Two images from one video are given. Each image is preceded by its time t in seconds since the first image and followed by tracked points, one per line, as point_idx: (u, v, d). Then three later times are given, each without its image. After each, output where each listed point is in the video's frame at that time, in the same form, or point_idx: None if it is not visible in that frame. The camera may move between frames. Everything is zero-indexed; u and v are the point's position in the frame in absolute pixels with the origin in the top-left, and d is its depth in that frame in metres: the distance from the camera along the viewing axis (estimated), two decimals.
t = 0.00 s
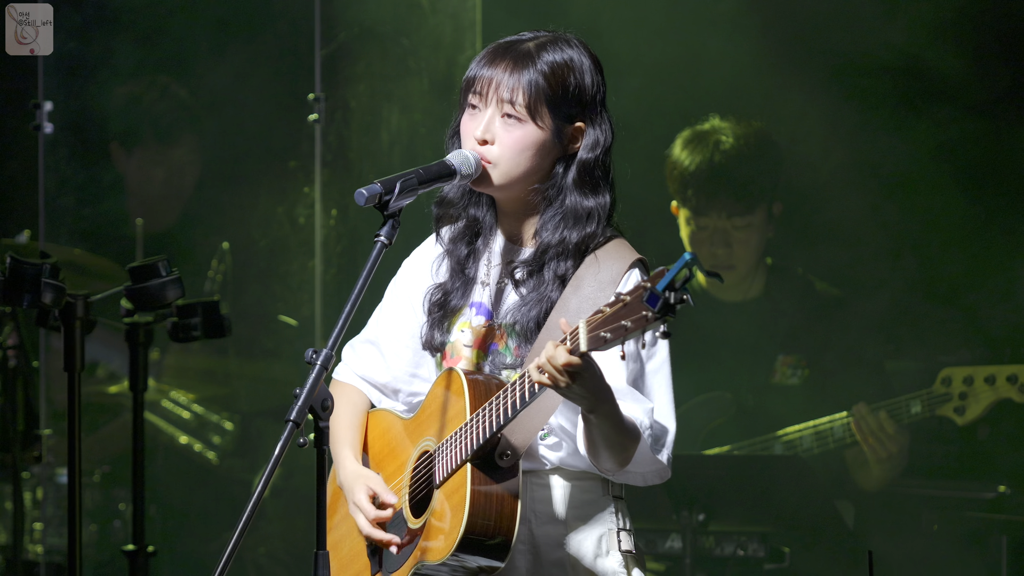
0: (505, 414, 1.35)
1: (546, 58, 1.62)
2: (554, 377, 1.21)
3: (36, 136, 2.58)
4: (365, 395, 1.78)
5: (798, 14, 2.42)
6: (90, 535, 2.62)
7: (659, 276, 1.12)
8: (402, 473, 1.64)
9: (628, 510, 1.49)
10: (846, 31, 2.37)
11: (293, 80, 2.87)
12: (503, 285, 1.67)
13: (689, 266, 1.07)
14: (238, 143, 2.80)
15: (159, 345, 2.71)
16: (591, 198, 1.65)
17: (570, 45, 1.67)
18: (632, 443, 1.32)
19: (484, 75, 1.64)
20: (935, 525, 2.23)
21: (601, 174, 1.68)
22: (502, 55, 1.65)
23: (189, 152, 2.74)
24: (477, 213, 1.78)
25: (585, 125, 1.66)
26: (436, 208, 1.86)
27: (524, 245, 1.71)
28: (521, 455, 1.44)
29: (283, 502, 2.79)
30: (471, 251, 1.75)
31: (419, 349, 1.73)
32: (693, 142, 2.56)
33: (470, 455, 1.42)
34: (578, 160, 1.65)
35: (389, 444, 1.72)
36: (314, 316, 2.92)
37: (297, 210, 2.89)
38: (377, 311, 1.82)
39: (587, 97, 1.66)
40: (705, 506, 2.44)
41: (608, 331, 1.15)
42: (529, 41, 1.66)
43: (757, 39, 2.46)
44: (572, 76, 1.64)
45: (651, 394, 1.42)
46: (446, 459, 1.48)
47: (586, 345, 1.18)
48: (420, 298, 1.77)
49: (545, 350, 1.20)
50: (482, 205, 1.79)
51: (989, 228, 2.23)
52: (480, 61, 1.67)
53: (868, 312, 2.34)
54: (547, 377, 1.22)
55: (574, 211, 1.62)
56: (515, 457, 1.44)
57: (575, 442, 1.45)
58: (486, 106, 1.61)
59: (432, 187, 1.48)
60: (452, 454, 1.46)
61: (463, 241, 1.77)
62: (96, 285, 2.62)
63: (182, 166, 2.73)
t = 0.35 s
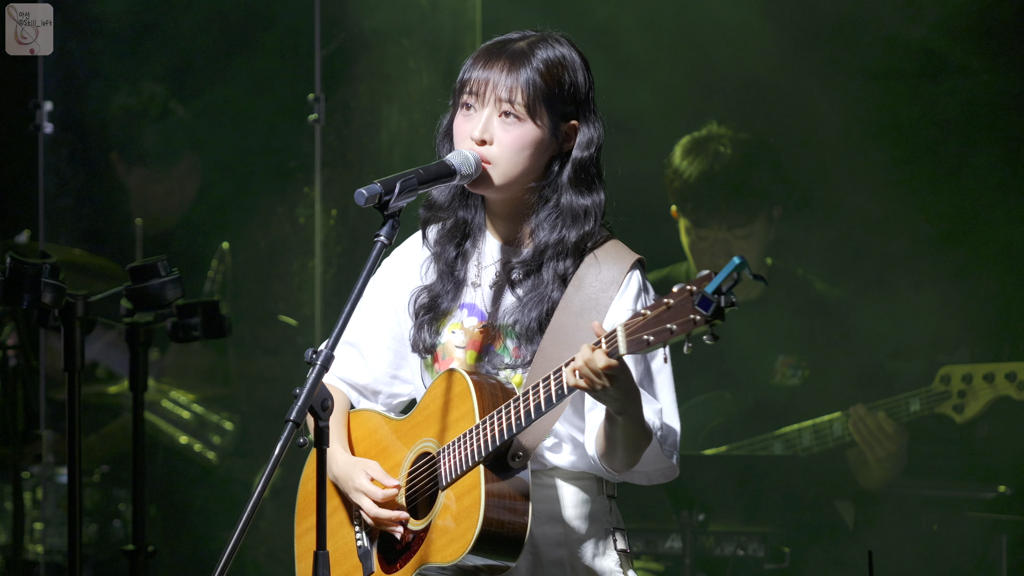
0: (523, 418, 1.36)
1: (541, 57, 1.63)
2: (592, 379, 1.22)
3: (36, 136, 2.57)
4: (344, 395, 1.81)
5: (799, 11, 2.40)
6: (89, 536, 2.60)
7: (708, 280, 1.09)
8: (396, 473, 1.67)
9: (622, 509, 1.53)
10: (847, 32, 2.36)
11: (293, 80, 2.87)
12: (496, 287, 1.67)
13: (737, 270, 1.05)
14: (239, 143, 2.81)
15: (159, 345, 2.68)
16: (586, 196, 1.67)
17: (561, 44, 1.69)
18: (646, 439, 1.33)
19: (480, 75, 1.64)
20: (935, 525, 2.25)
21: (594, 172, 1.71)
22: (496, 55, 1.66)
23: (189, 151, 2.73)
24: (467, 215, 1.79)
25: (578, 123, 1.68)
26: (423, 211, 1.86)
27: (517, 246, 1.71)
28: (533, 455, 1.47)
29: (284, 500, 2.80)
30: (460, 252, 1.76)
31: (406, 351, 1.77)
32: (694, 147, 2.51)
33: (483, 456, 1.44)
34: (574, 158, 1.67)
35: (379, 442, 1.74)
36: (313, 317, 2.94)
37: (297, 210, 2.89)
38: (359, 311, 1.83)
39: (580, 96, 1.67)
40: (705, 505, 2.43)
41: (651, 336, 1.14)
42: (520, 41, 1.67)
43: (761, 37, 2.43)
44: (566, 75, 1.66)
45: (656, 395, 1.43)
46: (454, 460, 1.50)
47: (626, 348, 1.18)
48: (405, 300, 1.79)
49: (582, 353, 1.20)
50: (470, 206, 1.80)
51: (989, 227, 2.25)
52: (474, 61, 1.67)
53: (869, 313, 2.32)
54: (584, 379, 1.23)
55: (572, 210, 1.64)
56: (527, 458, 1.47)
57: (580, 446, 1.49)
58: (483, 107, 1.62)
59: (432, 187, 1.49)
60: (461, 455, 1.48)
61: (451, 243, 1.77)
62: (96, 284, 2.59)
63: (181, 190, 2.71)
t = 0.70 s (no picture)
0: (560, 416, 1.38)
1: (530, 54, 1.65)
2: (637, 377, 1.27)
3: (36, 137, 2.68)
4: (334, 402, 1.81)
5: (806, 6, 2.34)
6: (90, 535, 2.66)
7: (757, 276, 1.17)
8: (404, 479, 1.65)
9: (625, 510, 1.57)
10: (852, 28, 2.30)
11: (292, 79, 2.80)
12: (494, 289, 1.68)
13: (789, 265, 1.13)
14: (236, 141, 2.77)
15: (160, 346, 2.70)
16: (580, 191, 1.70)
17: (546, 41, 1.70)
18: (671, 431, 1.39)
19: (470, 75, 1.65)
20: (936, 526, 2.18)
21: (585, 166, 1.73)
22: (485, 56, 1.66)
23: (185, 151, 2.73)
24: (457, 220, 1.78)
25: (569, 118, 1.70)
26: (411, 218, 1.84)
27: (514, 247, 1.71)
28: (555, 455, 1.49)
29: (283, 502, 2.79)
30: (452, 257, 1.75)
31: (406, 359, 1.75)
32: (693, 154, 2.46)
33: (509, 458, 1.46)
34: (568, 153, 1.69)
35: (374, 451, 1.72)
36: (314, 326, 2.79)
37: (296, 210, 2.79)
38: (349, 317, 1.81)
39: (570, 90, 1.69)
40: (706, 506, 2.38)
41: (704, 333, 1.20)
42: (504, 40, 1.68)
43: (761, 35, 2.39)
44: (556, 70, 1.67)
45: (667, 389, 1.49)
46: (474, 462, 1.50)
47: (672, 345, 1.24)
48: (397, 306, 1.79)
49: (627, 353, 1.25)
50: (460, 211, 1.79)
51: (996, 224, 2.17)
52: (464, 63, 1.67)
53: (880, 314, 2.24)
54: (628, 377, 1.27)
55: (569, 206, 1.67)
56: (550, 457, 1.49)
57: (593, 445, 1.54)
58: (478, 108, 1.62)
59: (432, 187, 1.49)
60: (485, 457, 1.49)
61: (442, 248, 1.76)
62: (96, 286, 2.66)
63: (177, 171, 2.73)
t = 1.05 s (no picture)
0: (571, 407, 1.38)
1: (512, 47, 1.67)
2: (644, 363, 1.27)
3: (36, 136, 2.64)
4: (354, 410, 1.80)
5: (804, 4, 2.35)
6: (90, 536, 2.63)
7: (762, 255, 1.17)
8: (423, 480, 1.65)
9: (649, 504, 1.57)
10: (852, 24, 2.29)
11: (292, 79, 2.84)
12: (506, 287, 1.69)
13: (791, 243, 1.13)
14: (236, 142, 2.79)
15: (160, 345, 2.71)
16: (581, 176, 1.71)
17: (527, 33, 1.73)
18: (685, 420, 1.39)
19: (456, 78, 1.68)
20: (935, 525, 2.15)
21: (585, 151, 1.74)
22: (468, 56, 1.69)
23: (185, 150, 2.73)
24: (462, 228, 1.78)
25: (563, 105, 1.71)
26: (415, 229, 1.85)
27: (526, 244, 1.72)
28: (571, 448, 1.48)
29: (284, 501, 2.80)
30: (461, 264, 1.75)
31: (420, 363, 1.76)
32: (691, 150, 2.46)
33: (524, 451, 1.46)
34: (565, 140, 1.70)
35: (394, 454, 1.72)
36: (314, 320, 2.84)
37: (297, 210, 2.83)
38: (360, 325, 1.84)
39: (558, 77, 1.71)
40: (704, 505, 2.39)
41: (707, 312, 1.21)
42: (486, 39, 1.71)
43: (759, 32, 2.39)
44: (541, 59, 1.69)
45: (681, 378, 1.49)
46: (490, 458, 1.51)
47: (681, 328, 1.25)
48: (409, 312, 1.80)
49: (635, 338, 1.26)
50: (465, 218, 1.79)
51: (1000, 220, 2.13)
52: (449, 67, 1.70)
53: (879, 313, 2.23)
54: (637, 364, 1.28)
55: (571, 192, 1.68)
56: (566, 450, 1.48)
57: (610, 439, 1.53)
58: (470, 107, 1.64)
59: (432, 187, 1.49)
60: (502, 451, 1.49)
61: (451, 255, 1.77)
62: (97, 285, 2.65)
63: (173, 187, 2.72)
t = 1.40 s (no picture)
0: (544, 406, 1.36)
1: (508, 46, 1.68)
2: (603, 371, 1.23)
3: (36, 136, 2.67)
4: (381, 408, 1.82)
5: None
6: (90, 535, 2.65)
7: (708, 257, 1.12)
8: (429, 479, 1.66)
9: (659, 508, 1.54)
10: (856, 20, 2.25)
11: (291, 78, 2.81)
12: (515, 288, 1.68)
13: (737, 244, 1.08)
14: (236, 141, 2.77)
15: (159, 345, 2.71)
16: (586, 171, 1.70)
17: (527, 31, 1.73)
18: (670, 430, 1.37)
19: (455, 80, 1.70)
20: (934, 525, 2.15)
21: (593, 145, 1.73)
22: (468, 58, 1.71)
23: (183, 150, 2.74)
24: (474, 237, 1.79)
25: (566, 100, 1.71)
26: (429, 235, 1.88)
27: (538, 240, 1.72)
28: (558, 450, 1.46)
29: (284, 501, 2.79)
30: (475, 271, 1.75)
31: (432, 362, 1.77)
32: (694, 147, 2.41)
33: (507, 451, 1.44)
34: (569, 135, 1.69)
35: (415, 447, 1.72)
36: (314, 316, 2.79)
37: (296, 211, 2.81)
38: (386, 327, 1.87)
39: (558, 71, 1.70)
40: (705, 505, 2.38)
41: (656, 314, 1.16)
42: (486, 40, 1.72)
43: (763, 26, 2.34)
44: (539, 54, 1.69)
45: (681, 379, 1.49)
46: (482, 456, 1.50)
47: (634, 330, 1.20)
48: (426, 314, 1.81)
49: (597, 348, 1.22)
50: (478, 224, 1.81)
51: (1001, 220, 2.12)
52: (450, 70, 1.73)
53: (878, 312, 2.22)
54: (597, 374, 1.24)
55: (575, 187, 1.67)
56: (552, 452, 1.46)
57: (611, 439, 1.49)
58: (468, 108, 1.66)
59: (432, 187, 1.51)
60: (489, 450, 1.48)
61: (464, 261, 1.78)
62: (96, 285, 2.67)
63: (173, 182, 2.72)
